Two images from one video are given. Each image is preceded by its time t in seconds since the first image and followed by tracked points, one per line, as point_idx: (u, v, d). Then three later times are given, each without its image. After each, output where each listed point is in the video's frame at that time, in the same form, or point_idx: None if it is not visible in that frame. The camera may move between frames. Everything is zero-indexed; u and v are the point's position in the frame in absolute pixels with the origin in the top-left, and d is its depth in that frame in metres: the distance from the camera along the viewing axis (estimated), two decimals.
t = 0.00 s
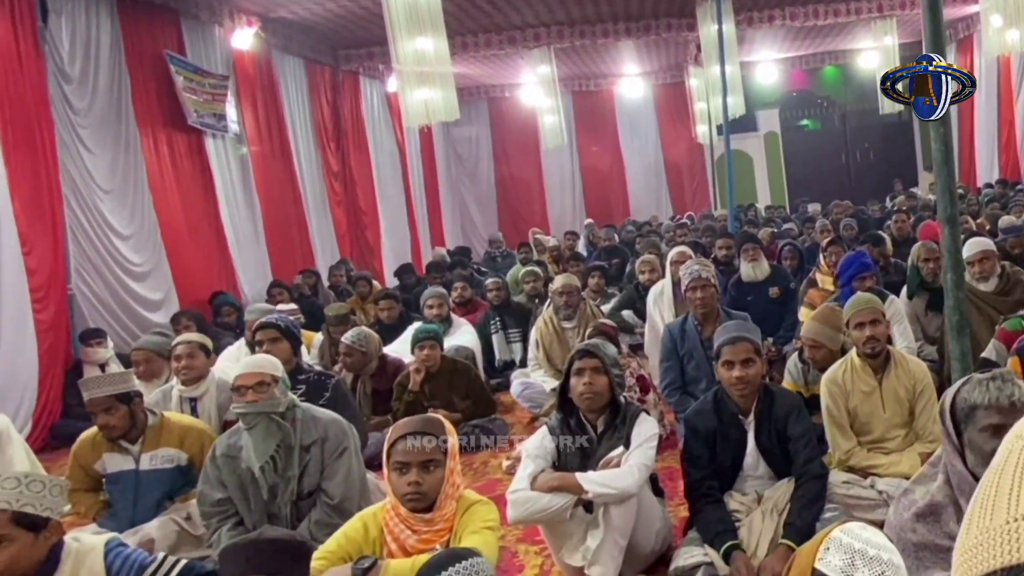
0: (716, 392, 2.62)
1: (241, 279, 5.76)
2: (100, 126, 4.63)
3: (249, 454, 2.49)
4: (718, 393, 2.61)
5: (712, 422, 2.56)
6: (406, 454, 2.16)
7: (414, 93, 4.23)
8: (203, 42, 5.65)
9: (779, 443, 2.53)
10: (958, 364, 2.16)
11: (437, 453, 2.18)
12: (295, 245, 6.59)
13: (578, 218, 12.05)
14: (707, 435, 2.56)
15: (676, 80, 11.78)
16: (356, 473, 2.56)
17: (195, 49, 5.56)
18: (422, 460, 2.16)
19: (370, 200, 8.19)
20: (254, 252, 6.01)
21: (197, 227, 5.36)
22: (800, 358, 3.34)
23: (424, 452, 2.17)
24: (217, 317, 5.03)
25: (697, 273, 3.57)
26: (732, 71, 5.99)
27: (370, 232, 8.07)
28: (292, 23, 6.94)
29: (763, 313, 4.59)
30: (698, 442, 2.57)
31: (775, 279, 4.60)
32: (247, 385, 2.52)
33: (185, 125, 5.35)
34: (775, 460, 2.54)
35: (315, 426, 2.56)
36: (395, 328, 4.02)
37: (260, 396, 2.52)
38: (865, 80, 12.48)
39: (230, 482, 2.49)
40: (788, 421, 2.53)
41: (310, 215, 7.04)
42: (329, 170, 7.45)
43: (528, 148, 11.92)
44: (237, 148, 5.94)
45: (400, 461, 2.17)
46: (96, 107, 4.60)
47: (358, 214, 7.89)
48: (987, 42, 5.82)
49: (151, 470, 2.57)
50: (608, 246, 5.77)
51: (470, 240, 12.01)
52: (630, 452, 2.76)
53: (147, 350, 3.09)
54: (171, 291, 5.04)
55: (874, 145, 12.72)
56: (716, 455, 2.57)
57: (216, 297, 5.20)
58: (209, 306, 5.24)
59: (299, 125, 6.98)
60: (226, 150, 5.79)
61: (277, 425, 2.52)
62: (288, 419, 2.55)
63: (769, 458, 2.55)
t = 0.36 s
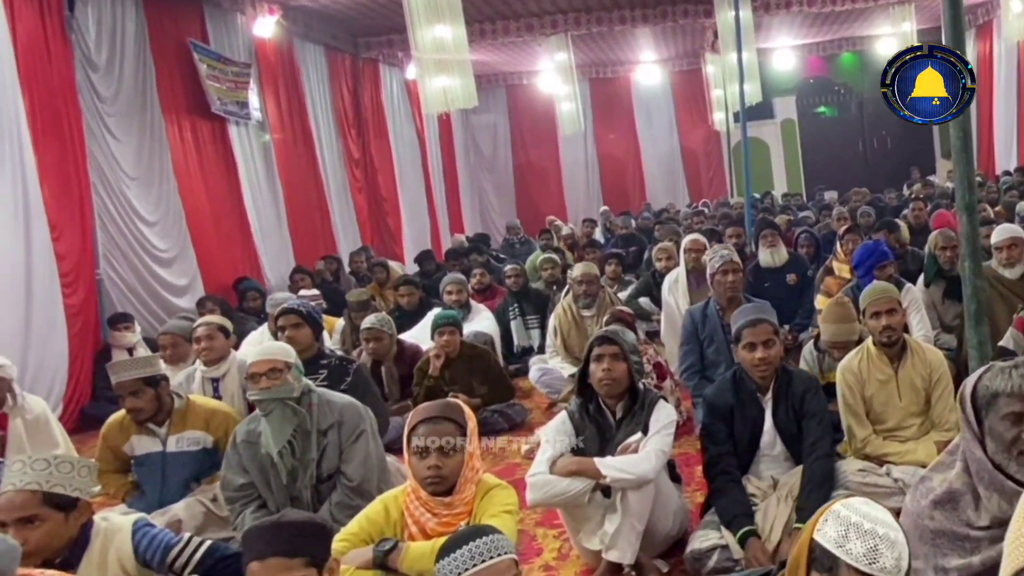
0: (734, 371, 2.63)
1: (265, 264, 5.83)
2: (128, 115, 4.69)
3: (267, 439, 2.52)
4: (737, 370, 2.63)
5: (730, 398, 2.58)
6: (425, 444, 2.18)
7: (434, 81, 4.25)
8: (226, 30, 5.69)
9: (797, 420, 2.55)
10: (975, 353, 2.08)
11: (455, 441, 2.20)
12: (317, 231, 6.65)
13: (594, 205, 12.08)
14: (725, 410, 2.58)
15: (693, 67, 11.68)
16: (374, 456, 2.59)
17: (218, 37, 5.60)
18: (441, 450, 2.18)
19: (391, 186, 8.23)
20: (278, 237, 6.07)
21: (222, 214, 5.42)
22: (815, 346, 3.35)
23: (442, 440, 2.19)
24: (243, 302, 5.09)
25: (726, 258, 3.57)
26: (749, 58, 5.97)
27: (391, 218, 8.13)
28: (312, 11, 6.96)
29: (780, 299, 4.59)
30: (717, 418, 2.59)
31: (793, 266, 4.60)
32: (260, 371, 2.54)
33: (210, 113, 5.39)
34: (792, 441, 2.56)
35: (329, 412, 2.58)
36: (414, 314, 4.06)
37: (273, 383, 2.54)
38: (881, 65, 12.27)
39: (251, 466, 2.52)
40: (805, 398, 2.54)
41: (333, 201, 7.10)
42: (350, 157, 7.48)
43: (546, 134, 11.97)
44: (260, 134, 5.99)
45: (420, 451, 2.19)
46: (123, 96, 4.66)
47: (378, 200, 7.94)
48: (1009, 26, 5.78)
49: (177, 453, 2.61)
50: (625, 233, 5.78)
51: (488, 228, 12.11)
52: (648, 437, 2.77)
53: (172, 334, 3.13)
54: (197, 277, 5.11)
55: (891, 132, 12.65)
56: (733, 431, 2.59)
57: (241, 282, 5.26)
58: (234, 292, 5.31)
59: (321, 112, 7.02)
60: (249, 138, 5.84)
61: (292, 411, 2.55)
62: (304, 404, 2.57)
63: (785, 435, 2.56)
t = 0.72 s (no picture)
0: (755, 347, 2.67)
1: (292, 252, 5.88)
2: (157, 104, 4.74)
3: (289, 424, 2.53)
4: (755, 347, 2.68)
5: (747, 371, 2.64)
6: (449, 440, 2.20)
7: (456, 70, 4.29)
8: (251, 19, 5.73)
9: (814, 396, 2.59)
10: (993, 343, 1.97)
11: (477, 433, 2.21)
12: (343, 219, 6.70)
13: (616, 192, 12.07)
14: (742, 380, 2.64)
15: (712, 56, 11.72)
16: (395, 440, 2.58)
17: (243, 26, 5.64)
18: (464, 444, 2.20)
19: (415, 175, 8.27)
20: (303, 225, 6.12)
21: (248, 201, 5.47)
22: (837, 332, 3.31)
23: (464, 434, 2.20)
24: (270, 289, 5.06)
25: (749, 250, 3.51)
26: (770, 44, 5.96)
27: (414, 206, 8.16)
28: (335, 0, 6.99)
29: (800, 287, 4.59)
30: (735, 388, 2.64)
31: (813, 254, 4.58)
32: (278, 359, 2.55)
33: (236, 101, 5.43)
34: (810, 417, 2.58)
35: (350, 397, 2.57)
36: (437, 301, 4.09)
37: (292, 372, 2.54)
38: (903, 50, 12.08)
39: (273, 449, 2.54)
40: (819, 374, 2.59)
41: (358, 190, 7.14)
42: (374, 146, 7.51)
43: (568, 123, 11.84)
44: (285, 123, 6.04)
45: (444, 447, 2.21)
46: (152, 85, 4.72)
47: (402, 188, 7.98)
48: None
49: (206, 436, 2.65)
50: (645, 221, 5.79)
51: (507, 216, 11.78)
52: (670, 424, 2.80)
53: (200, 321, 3.18)
54: (225, 263, 5.18)
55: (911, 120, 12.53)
56: (752, 405, 2.63)
57: (268, 269, 5.31)
58: (261, 278, 5.37)
59: (345, 101, 7.06)
60: (275, 126, 5.89)
61: (314, 398, 2.54)
62: (323, 389, 2.57)
63: (802, 411, 2.59)
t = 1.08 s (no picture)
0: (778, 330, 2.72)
1: (316, 239, 5.94)
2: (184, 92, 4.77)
3: (316, 407, 2.58)
4: (771, 332, 2.74)
5: (767, 354, 2.68)
6: (469, 428, 2.23)
7: (477, 58, 4.30)
8: (275, 8, 5.76)
9: (829, 374, 2.64)
10: (1012, 332, 1.96)
11: (496, 419, 2.23)
12: (366, 207, 6.75)
13: (634, 179, 12.06)
14: (761, 363, 2.68)
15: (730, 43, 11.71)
16: (420, 424, 2.61)
17: (267, 15, 5.68)
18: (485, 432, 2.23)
19: (437, 163, 8.30)
20: (327, 213, 6.17)
21: (274, 189, 5.53)
22: (856, 320, 3.31)
23: (483, 420, 2.23)
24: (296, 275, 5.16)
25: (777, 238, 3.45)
26: (791, 31, 5.93)
27: (436, 193, 8.21)
28: None
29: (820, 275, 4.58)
30: (754, 370, 2.68)
31: (830, 243, 4.56)
32: (306, 342, 2.60)
33: (261, 90, 5.48)
34: (825, 396, 2.63)
35: (378, 382, 2.61)
36: (458, 288, 4.12)
37: (323, 357, 2.59)
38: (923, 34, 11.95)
39: (301, 432, 2.58)
40: (835, 354, 2.64)
41: (381, 177, 7.18)
42: (397, 133, 7.54)
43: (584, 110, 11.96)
44: (309, 111, 6.08)
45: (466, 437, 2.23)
46: (180, 74, 4.75)
47: (424, 174, 8.01)
48: None
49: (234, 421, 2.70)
50: (664, 209, 5.79)
51: (528, 203, 12.01)
52: (689, 411, 2.82)
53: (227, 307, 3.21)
54: (250, 250, 5.23)
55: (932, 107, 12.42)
56: (771, 386, 2.67)
57: (293, 256, 5.37)
58: (286, 265, 5.43)
59: (369, 89, 7.09)
60: (299, 114, 5.93)
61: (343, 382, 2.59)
62: (351, 373, 2.62)
63: (817, 389, 2.64)
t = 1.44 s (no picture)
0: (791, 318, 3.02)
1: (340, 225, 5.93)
2: (216, 79, 4.45)
3: (347, 391, 2.65)
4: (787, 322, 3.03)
5: (781, 339, 3.00)
6: (494, 421, 2.35)
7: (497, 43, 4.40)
8: None
9: (844, 358, 2.92)
10: None
11: (517, 411, 2.34)
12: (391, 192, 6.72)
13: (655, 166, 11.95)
14: (776, 350, 3.00)
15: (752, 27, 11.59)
16: (446, 412, 2.66)
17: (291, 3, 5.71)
18: (509, 427, 2.35)
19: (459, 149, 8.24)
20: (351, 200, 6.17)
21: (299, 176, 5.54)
22: (875, 311, 3.34)
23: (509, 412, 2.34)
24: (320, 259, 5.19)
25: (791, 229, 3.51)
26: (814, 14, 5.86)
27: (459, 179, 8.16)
28: None
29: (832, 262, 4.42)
30: (770, 359, 3.00)
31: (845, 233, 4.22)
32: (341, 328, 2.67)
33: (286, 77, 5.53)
34: (840, 379, 2.91)
35: (408, 370, 2.66)
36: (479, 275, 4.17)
37: (356, 343, 2.66)
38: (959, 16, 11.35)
39: (330, 415, 2.64)
40: (849, 338, 2.93)
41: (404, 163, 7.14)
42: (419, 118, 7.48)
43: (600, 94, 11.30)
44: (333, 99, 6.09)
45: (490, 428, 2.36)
46: (212, 59, 4.44)
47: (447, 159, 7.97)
48: None
49: (261, 406, 2.81)
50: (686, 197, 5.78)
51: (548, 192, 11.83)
52: (704, 398, 2.88)
53: (252, 293, 3.31)
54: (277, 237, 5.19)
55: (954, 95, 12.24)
56: (787, 372, 2.98)
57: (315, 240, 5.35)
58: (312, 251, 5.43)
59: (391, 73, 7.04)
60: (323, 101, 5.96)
61: (374, 368, 2.65)
62: (381, 358, 2.68)
63: (830, 373, 2.92)
